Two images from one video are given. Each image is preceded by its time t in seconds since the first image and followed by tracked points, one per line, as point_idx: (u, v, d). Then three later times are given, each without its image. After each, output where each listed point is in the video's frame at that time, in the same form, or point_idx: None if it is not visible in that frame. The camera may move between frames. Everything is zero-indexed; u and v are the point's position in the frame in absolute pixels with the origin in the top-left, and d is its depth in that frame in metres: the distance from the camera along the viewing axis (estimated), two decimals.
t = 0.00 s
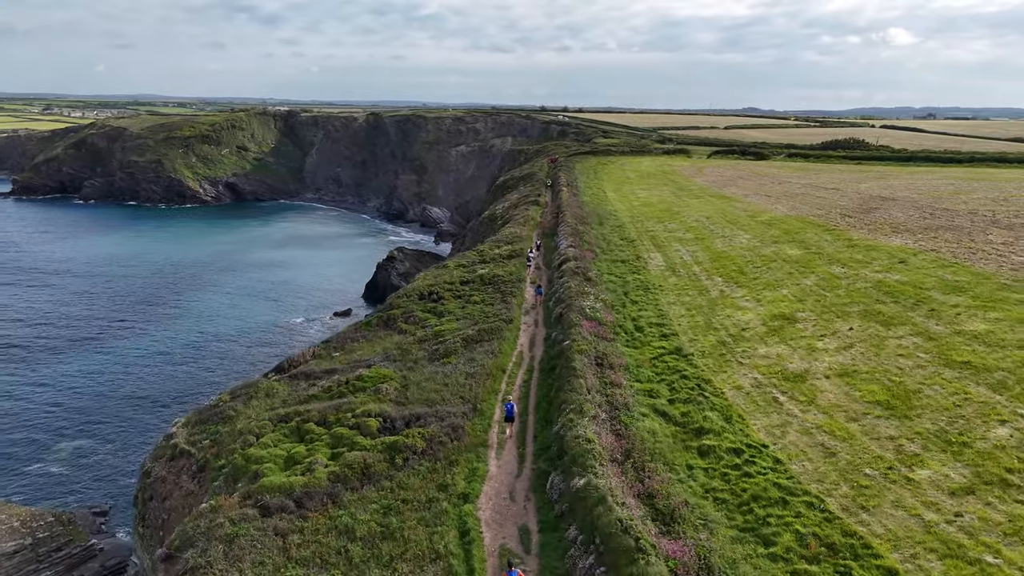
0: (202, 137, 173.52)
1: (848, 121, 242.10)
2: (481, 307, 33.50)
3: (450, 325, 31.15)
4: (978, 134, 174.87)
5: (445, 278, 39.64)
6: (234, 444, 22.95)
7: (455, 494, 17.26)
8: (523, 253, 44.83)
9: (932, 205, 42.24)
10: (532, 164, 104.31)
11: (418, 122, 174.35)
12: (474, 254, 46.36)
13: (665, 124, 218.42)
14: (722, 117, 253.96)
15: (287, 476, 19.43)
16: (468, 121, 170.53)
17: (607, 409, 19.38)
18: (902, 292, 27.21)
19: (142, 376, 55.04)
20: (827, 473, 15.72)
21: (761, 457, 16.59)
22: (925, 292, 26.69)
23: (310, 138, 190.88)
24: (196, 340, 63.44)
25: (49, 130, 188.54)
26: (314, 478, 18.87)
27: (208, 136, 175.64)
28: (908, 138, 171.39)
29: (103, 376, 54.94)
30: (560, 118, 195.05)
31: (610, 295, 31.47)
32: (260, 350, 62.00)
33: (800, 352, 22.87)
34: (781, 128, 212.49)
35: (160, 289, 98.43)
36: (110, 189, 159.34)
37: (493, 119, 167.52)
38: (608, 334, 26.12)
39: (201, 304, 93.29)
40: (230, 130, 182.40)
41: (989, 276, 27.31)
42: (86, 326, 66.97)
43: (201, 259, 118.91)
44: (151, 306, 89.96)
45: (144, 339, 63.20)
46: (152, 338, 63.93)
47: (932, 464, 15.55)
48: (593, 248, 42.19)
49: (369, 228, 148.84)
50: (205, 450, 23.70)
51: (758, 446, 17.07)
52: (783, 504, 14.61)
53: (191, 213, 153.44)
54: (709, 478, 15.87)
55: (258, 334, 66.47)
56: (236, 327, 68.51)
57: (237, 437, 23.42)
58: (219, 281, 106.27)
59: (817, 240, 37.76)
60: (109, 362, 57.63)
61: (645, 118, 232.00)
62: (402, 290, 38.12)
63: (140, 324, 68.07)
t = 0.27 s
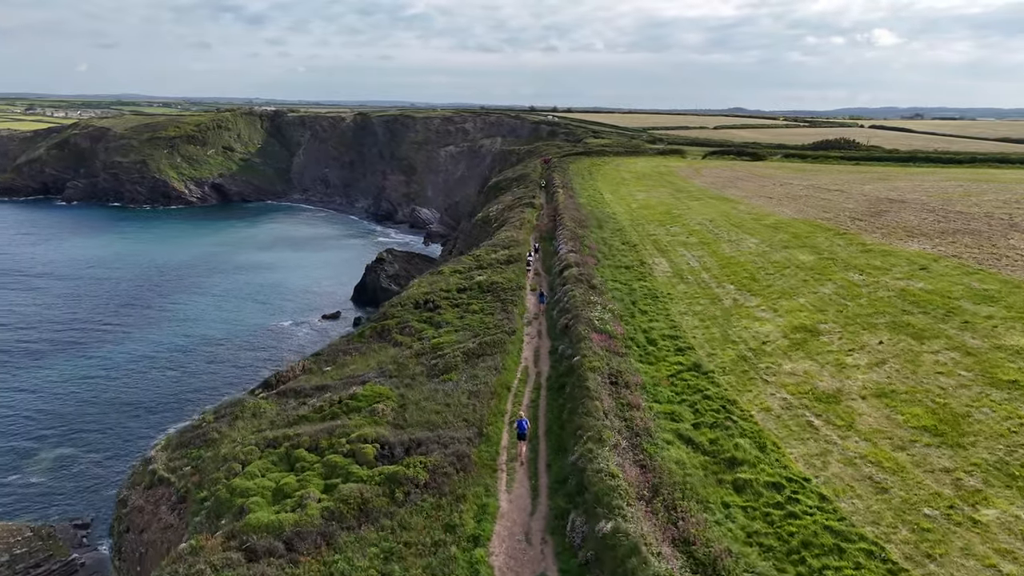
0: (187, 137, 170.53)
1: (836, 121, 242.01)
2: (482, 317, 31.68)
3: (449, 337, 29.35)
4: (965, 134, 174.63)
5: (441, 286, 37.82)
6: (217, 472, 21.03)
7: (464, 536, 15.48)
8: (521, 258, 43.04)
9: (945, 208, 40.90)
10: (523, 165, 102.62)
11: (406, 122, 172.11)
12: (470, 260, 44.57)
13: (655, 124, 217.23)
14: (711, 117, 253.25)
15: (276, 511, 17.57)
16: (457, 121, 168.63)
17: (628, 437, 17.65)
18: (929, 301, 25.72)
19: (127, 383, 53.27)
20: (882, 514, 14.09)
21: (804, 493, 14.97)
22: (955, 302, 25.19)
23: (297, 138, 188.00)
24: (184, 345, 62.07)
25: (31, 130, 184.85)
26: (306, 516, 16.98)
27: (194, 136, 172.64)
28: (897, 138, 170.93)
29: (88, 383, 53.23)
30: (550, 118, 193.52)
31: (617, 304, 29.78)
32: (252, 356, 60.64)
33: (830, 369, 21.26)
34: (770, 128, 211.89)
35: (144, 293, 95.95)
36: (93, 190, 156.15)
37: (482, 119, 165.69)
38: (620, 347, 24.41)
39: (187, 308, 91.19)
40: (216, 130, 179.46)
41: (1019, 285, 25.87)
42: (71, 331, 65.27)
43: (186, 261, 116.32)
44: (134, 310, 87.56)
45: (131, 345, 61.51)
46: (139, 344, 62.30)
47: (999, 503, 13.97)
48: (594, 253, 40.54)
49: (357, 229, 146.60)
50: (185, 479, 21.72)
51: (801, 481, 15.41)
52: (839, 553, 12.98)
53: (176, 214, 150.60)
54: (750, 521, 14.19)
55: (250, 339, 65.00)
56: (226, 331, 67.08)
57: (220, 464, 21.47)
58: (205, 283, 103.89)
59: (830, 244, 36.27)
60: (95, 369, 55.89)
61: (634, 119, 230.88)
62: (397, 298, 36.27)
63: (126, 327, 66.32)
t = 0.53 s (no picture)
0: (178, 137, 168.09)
1: (831, 121, 241.15)
2: (488, 329, 29.90)
3: (454, 352, 27.56)
4: (960, 134, 173.39)
5: (443, 295, 36.05)
6: (204, 505, 19.18)
7: None
8: (525, 264, 41.33)
9: (965, 211, 39.44)
10: (520, 166, 100.84)
11: (400, 122, 170.02)
12: (472, 266, 42.80)
13: (649, 124, 215.63)
14: (706, 117, 251.94)
15: (270, 555, 15.76)
16: (451, 121, 166.69)
17: (661, 473, 15.91)
18: (969, 314, 24.13)
19: (119, 390, 52.08)
20: (962, 569, 12.38)
21: (869, 542, 13.26)
22: (997, 314, 23.62)
23: (290, 139, 185.62)
24: (180, 350, 61.30)
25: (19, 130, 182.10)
26: (303, 562, 15.12)
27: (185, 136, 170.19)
28: (893, 138, 169.65)
29: (79, 389, 52.39)
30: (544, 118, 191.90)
31: (632, 315, 28.09)
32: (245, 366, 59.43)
33: (872, 391, 19.59)
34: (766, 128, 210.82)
35: (133, 296, 93.89)
36: (83, 191, 153.62)
37: (476, 119, 163.95)
38: (640, 365, 22.68)
39: (178, 311, 89.26)
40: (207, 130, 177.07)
41: None
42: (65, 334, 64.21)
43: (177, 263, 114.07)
44: (123, 313, 85.47)
45: (126, 351, 60.85)
46: (135, 350, 61.66)
47: None
48: (602, 260, 38.85)
49: (351, 230, 144.51)
50: (170, 512, 19.82)
51: (862, 526, 13.70)
52: None
53: (167, 215, 148.22)
54: None
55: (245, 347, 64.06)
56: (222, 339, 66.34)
57: (208, 496, 19.63)
58: (196, 285, 101.75)
59: (850, 250, 34.70)
60: (87, 375, 54.94)
61: (629, 119, 229.38)
62: (397, 308, 34.50)
63: (124, 333, 65.89)
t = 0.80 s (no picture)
0: (172, 138, 165.85)
1: (829, 121, 239.73)
2: (497, 343, 28.11)
3: (463, 368, 25.79)
4: (958, 134, 172.09)
5: (449, 304, 34.25)
6: (194, 545, 17.44)
7: None
8: (533, 271, 39.55)
9: (993, 216, 37.87)
10: (520, 166, 99.00)
11: (396, 122, 167.95)
12: (477, 273, 41.00)
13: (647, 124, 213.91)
14: (703, 117, 250.21)
15: None
16: (448, 121, 164.79)
17: (706, 518, 14.26)
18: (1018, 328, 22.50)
19: (123, 416, 52.52)
20: None
21: None
22: None
23: (285, 139, 183.38)
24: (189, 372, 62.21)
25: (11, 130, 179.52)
26: None
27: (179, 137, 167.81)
28: (893, 138, 168.20)
29: (83, 416, 53.01)
30: (542, 118, 190.07)
31: (652, 328, 26.36)
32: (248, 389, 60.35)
33: (926, 416, 17.93)
34: (764, 128, 209.35)
35: (127, 298, 92.11)
36: (76, 192, 151.33)
37: (473, 119, 162.08)
38: (667, 386, 20.95)
39: (172, 313, 87.49)
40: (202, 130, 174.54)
41: None
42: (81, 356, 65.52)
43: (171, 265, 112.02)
44: (116, 316, 83.69)
45: (128, 373, 61.44)
46: (138, 372, 62.47)
47: None
48: (613, 267, 37.15)
49: (347, 231, 142.49)
50: (158, 551, 18.00)
51: None
52: None
53: (160, 216, 146.04)
54: None
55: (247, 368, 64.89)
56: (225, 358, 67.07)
57: (199, 534, 17.86)
58: (190, 288, 99.80)
59: (877, 256, 33.07)
60: (90, 399, 55.42)
61: (626, 119, 227.62)
62: (400, 318, 32.72)
63: (125, 354, 66.54)
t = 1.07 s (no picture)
0: (167, 138, 163.80)
1: (827, 121, 238.34)
2: (509, 356, 26.34)
3: (475, 384, 24.04)
4: (958, 134, 170.62)
5: (455, 313, 32.45)
6: None
7: None
8: (542, 277, 37.78)
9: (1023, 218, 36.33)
10: (520, 167, 97.23)
11: (393, 122, 165.95)
12: (483, 279, 39.20)
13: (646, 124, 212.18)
14: (702, 117, 248.76)
15: None
16: (445, 120, 162.92)
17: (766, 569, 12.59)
18: None
19: (122, 421, 51.31)
20: None
21: None
22: None
23: (281, 139, 181.18)
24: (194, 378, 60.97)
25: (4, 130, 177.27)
26: None
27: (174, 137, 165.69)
28: (893, 138, 166.72)
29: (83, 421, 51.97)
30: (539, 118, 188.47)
31: (676, 340, 24.65)
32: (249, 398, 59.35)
33: (993, 444, 16.31)
34: (763, 129, 207.99)
35: (120, 300, 90.26)
36: (69, 192, 149.26)
37: (470, 119, 160.40)
38: (701, 407, 19.22)
39: (167, 315, 85.65)
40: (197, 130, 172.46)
41: None
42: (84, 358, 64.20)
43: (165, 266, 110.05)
44: (109, 319, 81.81)
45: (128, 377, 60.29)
46: (142, 375, 61.15)
47: None
48: (626, 272, 35.51)
49: (344, 232, 140.52)
50: None
51: None
52: None
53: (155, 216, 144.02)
54: None
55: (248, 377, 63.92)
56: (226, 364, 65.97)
57: None
58: (185, 290, 97.83)
59: (906, 261, 31.49)
60: (90, 403, 54.41)
61: (625, 119, 225.81)
62: (404, 329, 30.93)
63: (125, 356, 65.34)
